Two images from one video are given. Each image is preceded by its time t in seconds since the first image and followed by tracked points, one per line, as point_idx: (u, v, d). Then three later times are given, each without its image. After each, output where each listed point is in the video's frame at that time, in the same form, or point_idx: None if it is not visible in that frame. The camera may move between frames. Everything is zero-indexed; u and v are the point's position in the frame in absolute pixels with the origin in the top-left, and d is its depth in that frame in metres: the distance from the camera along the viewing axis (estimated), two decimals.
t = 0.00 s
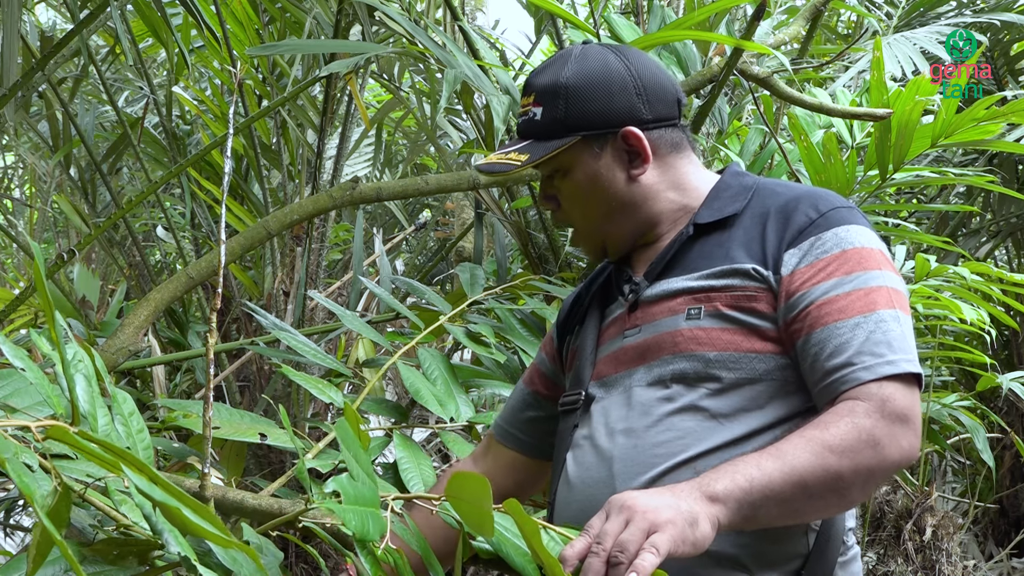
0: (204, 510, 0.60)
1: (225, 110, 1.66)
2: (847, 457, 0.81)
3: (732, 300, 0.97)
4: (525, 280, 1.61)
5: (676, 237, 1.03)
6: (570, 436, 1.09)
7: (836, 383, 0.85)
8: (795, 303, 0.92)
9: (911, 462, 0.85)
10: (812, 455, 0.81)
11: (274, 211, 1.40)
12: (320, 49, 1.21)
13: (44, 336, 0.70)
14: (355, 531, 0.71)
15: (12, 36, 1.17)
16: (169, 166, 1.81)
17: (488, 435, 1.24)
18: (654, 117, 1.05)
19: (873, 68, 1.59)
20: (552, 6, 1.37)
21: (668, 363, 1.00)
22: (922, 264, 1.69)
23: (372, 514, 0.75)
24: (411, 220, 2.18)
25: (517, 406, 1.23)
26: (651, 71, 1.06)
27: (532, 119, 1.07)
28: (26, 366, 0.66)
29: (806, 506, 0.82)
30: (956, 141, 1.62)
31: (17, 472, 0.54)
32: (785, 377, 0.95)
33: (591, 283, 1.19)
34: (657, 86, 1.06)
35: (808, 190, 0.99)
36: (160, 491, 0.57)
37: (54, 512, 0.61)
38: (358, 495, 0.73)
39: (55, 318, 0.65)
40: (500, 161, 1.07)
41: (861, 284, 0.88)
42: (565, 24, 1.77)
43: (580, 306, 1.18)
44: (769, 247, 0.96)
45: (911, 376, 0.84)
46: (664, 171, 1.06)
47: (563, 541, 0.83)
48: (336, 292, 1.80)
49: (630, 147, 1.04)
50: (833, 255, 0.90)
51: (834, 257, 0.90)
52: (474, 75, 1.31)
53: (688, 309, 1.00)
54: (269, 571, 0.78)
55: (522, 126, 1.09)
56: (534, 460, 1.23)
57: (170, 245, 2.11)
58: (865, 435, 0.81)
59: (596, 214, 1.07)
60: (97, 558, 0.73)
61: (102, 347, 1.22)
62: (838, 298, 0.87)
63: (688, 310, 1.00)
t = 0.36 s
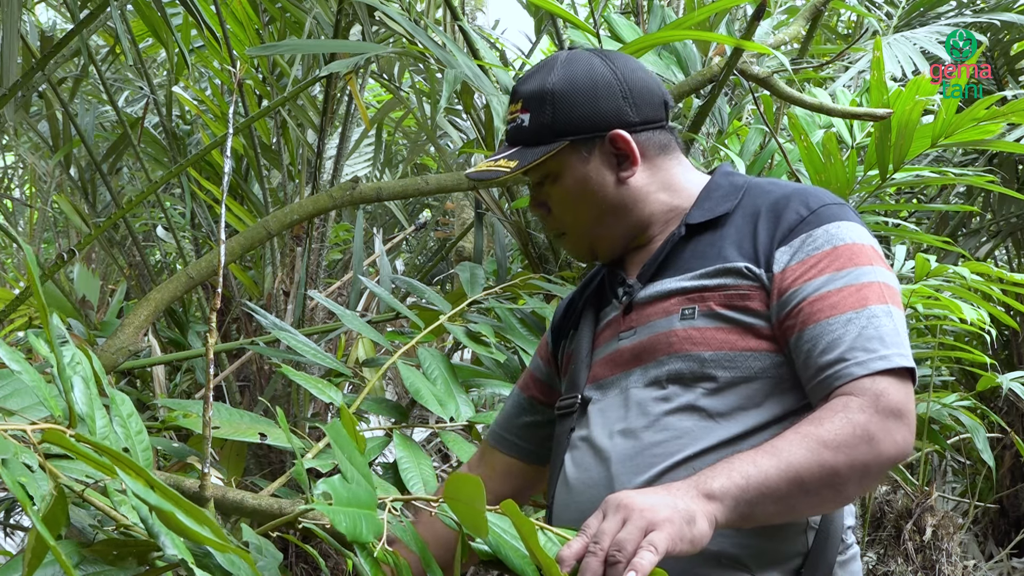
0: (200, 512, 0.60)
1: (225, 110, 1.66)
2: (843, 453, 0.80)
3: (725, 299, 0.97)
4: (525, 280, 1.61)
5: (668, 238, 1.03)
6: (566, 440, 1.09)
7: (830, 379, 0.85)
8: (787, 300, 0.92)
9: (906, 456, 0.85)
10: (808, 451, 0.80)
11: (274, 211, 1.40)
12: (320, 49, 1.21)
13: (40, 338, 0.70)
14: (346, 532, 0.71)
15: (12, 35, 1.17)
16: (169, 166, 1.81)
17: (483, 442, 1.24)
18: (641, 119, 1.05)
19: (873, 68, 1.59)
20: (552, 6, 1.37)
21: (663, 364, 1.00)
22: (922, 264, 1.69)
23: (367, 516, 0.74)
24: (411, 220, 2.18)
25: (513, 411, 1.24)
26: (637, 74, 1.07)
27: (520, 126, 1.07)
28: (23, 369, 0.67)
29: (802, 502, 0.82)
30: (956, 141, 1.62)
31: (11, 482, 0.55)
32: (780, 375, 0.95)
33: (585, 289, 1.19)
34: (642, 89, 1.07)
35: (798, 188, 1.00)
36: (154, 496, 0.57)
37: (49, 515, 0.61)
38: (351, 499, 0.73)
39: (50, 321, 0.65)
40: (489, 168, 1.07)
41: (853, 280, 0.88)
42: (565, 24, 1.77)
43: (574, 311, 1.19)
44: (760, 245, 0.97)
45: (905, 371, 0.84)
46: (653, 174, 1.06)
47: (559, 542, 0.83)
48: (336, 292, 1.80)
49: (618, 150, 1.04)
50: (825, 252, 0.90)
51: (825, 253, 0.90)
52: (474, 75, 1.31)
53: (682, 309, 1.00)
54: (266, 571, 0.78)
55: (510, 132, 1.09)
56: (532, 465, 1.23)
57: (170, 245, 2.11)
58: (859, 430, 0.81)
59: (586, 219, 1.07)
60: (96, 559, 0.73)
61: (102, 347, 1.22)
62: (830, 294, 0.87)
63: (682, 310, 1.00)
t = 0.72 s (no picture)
0: (201, 517, 0.60)
1: (225, 110, 1.66)
2: (835, 446, 0.80)
3: (718, 298, 0.97)
4: (525, 279, 1.61)
5: (661, 240, 1.04)
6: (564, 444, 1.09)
7: (821, 373, 0.85)
8: (778, 296, 0.92)
9: (901, 450, 0.84)
10: (800, 445, 0.80)
11: (273, 211, 1.40)
12: (320, 49, 1.21)
13: (42, 337, 0.70)
14: (342, 527, 0.71)
15: (12, 35, 1.17)
16: (169, 165, 1.81)
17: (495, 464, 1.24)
18: (629, 122, 1.05)
19: (873, 68, 1.58)
20: (552, 6, 1.37)
21: (659, 365, 1.00)
22: (922, 264, 1.69)
23: (360, 511, 0.74)
24: (411, 220, 2.18)
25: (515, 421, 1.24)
26: (622, 77, 1.07)
27: (509, 134, 1.08)
28: (23, 368, 0.67)
29: (796, 497, 0.81)
30: (956, 141, 1.62)
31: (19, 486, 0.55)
32: (776, 372, 0.95)
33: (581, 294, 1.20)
34: (628, 92, 1.07)
35: (787, 185, 1.00)
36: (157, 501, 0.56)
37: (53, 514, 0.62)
38: (346, 493, 0.73)
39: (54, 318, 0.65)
40: (481, 177, 1.08)
41: (842, 274, 0.88)
42: (565, 24, 1.77)
43: (570, 316, 1.19)
44: (751, 243, 0.97)
45: (896, 363, 0.83)
46: (643, 176, 1.06)
47: (554, 540, 0.82)
48: (336, 292, 1.80)
49: (607, 153, 1.04)
50: (814, 247, 0.90)
51: (814, 249, 0.90)
52: (474, 75, 1.31)
53: (675, 310, 1.00)
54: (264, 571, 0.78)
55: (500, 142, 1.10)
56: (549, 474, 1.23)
57: (170, 245, 2.11)
58: (851, 424, 0.80)
59: (578, 223, 1.07)
60: (95, 559, 0.73)
61: (102, 346, 1.22)
62: (820, 289, 0.87)
63: (676, 310, 1.00)
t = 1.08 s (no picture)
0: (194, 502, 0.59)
1: (225, 110, 1.66)
2: (841, 450, 0.80)
3: (725, 299, 0.97)
4: (525, 280, 1.61)
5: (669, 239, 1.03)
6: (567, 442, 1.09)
7: (828, 377, 0.85)
8: (786, 298, 0.92)
9: (905, 455, 0.85)
10: (805, 448, 0.80)
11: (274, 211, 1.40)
12: (320, 49, 1.21)
13: (37, 339, 0.70)
14: (348, 534, 0.71)
15: (12, 35, 1.17)
16: (169, 166, 1.81)
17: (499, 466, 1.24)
18: (639, 120, 1.05)
19: (873, 68, 1.58)
20: (552, 6, 1.37)
21: (664, 365, 1.00)
22: (922, 263, 1.69)
23: (365, 513, 0.75)
24: (411, 220, 2.18)
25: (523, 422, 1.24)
26: (634, 75, 1.07)
27: (519, 129, 1.07)
28: (17, 371, 0.67)
29: (799, 500, 0.81)
30: (956, 141, 1.62)
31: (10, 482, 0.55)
32: (781, 375, 0.95)
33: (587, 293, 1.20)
34: (640, 90, 1.06)
35: (797, 187, 1.00)
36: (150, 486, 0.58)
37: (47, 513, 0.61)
38: (351, 499, 0.73)
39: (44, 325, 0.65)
40: (489, 171, 1.07)
41: (851, 278, 0.88)
42: (565, 24, 1.77)
43: (576, 314, 1.19)
44: (760, 244, 0.97)
45: (903, 369, 0.83)
46: (652, 174, 1.06)
47: (557, 536, 0.83)
48: (336, 292, 1.80)
49: (617, 150, 1.03)
50: (823, 250, 0.90)
51: (824, 252, 0.90)
52: (474, 75, 1.31)
53: (682, 310, 1.00)
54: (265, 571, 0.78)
55: (510, 136, 1.09)
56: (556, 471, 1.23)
57: (170, 245, 2.11)
58: (857, 428, 0.80)
59: (587, 221, 1.07)
60: (95, 559, 0.73)
61: (102, 346, 1.22)
62: (829, 292, 0.87)
63: (682, 310, 1.00)
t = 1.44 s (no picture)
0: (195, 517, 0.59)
1: (225, 110, 1.66)
2: (845, 461, 0.80)
3: (736, 302, 0.97)
4: (525, 280, 1.61)
5: (682, 238, 1.03)
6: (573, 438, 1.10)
7: (836, 386, 0.85)
8: (797, 304, 0.92)
9: (909, 467, 0.85)
10: (809, 458, 0.80)
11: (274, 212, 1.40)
12: (320, 49, 1.21)
13: (41, 336, 0.70)
14: (348, 537, 0.72)
15: (12, 36, 1.17)
16: (169, 165, 1.82)
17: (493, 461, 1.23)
18: (659, 114, 1.05)
19: (873, 68, 1.58)
20: (552, 6, 1.37)
21: (671, 364, 1.00)
22: (922, 263, 1.69)
23: (365, 517, 0.75)
24: (411, 220, 2.18)
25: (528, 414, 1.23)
26: (656, 68, 1.06)
27: (536, 119, 1.07)
28: (22, 368, 0.67)
29: (801, 509, 0.82)
30: (956, 141, 1.62)
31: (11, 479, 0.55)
32: (788, 380, 0.95)
33: (597, 287, 1.19)
34: (661, 84, 1.06)
35: (814, 191, 0.99)
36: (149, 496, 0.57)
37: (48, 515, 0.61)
38: (352, 501, 0.74)
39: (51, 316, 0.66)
40: (506, 160, 1.07)
41: (864, 288, 0.87)
42: (565, 24, 1.77)
43: (586, 308, 1.19)
44: (773, 248, 0.96)
45: (911, 382, 0.84)
46: (669, 170, 1.06)
47: (557, 539, 0.83)
48: (336, 292, 1.80)
49: (635, 145, 1.04)
50: (837, 258, 0.90)
51: (837, 260, 0.90)
52: (474, 75, 1.31)
53: (692, 311, 1.00)
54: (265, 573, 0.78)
55: (527, 125, 1.09)
56: (555, 467, 1.23)
57: (170, 244, 2.11)
58: (862, 440, 0.81)
59: (602, 213, 1.07)
60: (95, 559, 0.73)
61: (102, 346, 1.22)
62: (840, 301, 0.87)
63: (692, 311, 1.00)
